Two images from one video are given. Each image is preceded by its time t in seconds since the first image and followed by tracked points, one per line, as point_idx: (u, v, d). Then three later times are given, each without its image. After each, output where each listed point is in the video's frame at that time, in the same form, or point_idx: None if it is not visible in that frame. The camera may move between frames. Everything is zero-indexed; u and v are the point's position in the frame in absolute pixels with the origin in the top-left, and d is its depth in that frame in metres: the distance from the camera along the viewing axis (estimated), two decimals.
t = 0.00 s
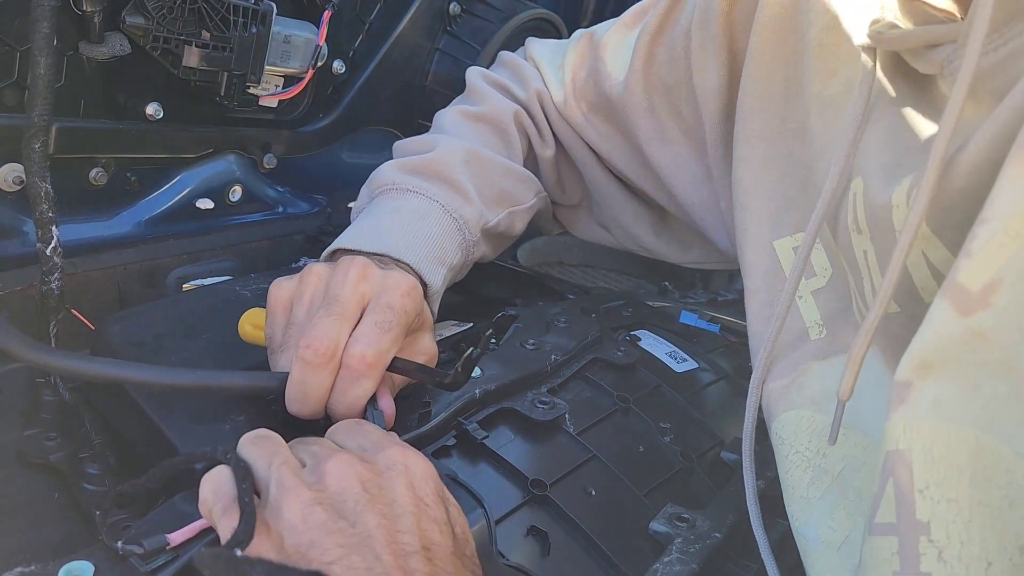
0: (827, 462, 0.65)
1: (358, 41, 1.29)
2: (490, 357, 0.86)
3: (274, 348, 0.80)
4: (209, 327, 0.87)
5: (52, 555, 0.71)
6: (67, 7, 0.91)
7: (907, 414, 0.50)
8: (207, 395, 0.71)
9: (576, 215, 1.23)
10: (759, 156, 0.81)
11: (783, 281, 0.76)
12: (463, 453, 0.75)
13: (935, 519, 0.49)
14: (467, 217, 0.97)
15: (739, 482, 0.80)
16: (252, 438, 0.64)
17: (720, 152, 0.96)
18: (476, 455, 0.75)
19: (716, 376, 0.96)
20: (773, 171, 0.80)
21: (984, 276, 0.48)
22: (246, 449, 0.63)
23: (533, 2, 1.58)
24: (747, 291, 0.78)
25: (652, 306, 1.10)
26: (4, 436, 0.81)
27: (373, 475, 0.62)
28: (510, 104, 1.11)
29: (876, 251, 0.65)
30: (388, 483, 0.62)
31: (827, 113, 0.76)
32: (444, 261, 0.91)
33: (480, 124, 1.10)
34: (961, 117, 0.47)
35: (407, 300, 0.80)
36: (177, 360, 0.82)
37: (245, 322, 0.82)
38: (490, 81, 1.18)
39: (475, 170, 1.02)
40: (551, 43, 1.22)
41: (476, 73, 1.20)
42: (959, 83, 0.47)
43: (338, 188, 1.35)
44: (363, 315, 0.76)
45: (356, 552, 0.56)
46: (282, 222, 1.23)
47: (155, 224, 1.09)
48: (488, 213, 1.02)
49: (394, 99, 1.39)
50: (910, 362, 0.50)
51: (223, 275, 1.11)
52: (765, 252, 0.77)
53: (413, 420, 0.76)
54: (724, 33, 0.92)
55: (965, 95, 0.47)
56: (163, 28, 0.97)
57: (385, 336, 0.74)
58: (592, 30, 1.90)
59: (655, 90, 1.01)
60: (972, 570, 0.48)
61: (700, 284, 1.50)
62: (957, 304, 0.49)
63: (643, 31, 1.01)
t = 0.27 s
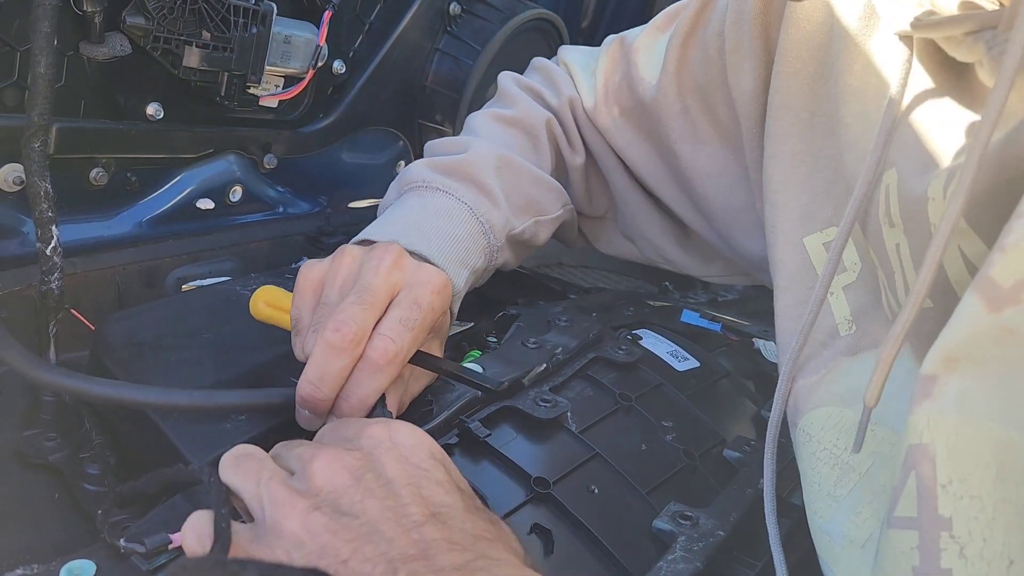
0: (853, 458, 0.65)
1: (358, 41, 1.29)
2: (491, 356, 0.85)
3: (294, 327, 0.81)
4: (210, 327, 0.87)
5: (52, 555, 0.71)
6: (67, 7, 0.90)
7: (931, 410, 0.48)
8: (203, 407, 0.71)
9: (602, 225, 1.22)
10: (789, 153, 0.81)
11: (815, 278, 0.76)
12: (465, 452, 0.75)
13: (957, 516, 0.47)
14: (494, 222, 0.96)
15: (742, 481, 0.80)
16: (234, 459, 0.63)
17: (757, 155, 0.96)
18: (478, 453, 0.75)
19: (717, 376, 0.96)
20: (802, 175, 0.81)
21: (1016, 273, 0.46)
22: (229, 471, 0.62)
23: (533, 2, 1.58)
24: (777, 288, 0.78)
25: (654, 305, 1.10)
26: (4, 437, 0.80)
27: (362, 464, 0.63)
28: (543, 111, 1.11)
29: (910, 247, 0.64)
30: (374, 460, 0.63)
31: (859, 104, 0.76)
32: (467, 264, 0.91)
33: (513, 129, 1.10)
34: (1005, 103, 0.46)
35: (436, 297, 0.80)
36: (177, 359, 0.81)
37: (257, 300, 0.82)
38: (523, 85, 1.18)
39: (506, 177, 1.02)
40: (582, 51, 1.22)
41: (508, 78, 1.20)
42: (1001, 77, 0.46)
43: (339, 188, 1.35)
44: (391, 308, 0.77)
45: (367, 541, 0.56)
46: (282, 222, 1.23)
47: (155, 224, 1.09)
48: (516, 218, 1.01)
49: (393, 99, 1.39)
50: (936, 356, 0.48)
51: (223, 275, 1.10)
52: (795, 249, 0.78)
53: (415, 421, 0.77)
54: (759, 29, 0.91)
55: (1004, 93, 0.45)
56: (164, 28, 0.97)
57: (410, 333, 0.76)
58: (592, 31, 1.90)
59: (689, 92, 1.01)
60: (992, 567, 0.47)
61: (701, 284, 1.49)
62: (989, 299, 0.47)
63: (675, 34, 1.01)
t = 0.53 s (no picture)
0: (869, 468, 0.64)
1: (359, 42, 1.29)
2: (492, 357, 0.85)
3: (307, 313, 0.81)
4: (209, 328, 0.87)
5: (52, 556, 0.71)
6: (68, 7, 0.90)
7: (941, 416, 0.50)
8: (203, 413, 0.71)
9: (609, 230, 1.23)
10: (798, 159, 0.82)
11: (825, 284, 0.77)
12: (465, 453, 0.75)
13: (964, 522, 0.47)
14: (505, 224, 0.96)
15: (743, 483, 0.79)
16: (232, 480, 0.62)
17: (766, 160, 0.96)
18: (478, 455, 0.75)
19: (718, 376, 0.95)
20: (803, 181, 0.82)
21: None
22: (229, 493, 0.62)
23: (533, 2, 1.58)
24: (787, 294, 0.79)
25: (654, 306, 1.10)
26: (3, 438, 0.80)
27: (354, 471, 0.61)
28: (554, 115, 1.11)
29: (924, 257, 0.64)
30: (364, 465, 0.61)
31: (866, 108, 0.74)
32: (476, 266, 0.91)
33: (522, 131, 1.10)
34: None
35: (454, 301, 0.81)
36: (177, 360, 0.81)
37: (264, 283, 0.83)
38: (534, 86, 1.18)
39: (518, 179, 1.02)
40: (594, 50, 1.21)
41: (519, 77, 1.19)
42: None
43: (341, 188, 1.36)
44: (408, 309, 0.77)
45: (368, 557, 0.55)
46: (283, 223, 1.23)
47: (155, 224, 1.09)
48: (525, 222, 1.01)
49: (394, 99, 1.39)
50: (946, 364, 0.49)
51: (222, 275, 1.10)
52: (808, 255, 0.79)
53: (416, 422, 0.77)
54: (770, 37, 0.91)
55: None
56: (164, 29, 0.97)
57: (425, 334, 0.76)
58: (592, 31, 1.90)
59: (698, 96, 1.01)
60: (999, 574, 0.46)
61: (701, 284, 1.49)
62: (1000, 309, 0.47)
63: (684, 38, 1.00)
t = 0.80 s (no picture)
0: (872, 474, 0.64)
1: (359, 42, 1.29)
2: (491, 356, 0.85)
3: (288, 326, 0.80)
4: (209, 328, 0.87)
5: (52, 556, 0.71)
6: (68, 7, 0.90)
7: (937, 419, 0.49)
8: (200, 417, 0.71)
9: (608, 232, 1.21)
10: (794, 165, 0.83)
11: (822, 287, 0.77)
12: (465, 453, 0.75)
13: (961, 525, 0.47)
14: (499, 217, 0.96)
15: (743, 483, 0.79)
16: (235, 471, 0.60)
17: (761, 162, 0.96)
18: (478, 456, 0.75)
19: (717, 376, 0.96)
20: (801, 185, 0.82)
21: (1021, 288, 0.46)
22: (231, 482, 0.60)
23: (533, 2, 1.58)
24: (786, 301, 0.79)
25: (655, 306, 1.10)
26: (4, 438, 0.80)
27: (373, 454, 0.61)
28: (552, 113, 1.11)
29: (922, 261, 0.64)
30: (384, 448, 0.61)
31: (863, 112, 0.74)
32: (472, 259, 0.91)
33: (520, 130, 1.10)
34: None
35: (422, 295, 0.78)
36: (177, 360, 0.81)
37: (258, 298, 0.83)
38: (533, 89, 1.18)
39: (511, 174, 1.02)
40: (594, 55, 1.22)
41: (518, 81, 1.20)
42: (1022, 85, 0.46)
43: (339, 188, 1.36)
44: (373, 305, 0.75)
45: (386, 532, 0.55)
46: (282, 223, 1.24)
47: (155, 224, 1.09)
48: (523, 216, 1.01)
49: (394, 99, 1.39)
50: (943, 367, 0.49)
51: (223, 275, 1.08)
52: (804, 260, 0.79)
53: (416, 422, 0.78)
54: (763, 44, 0.93)
55: None
56: (164, 29, 0.97)
57: (392, 328, 0.73)
58: (592, 31, 1.90)
59: (693, 101, 1.01)
60: None
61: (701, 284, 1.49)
62: (995, 314, 0.47)
63: (678, 42, 1.02)
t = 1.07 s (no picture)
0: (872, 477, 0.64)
1: (359, 42, 1.29)
2: (491, 356, 0.85)
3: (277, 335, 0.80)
4: (209, 328, 0.87)
5: (53, 555, 0.71)
6: (67, 7, 0.90)
7: (935, 419, 0.49)
8: (202, 418, 0.69)
9: (605, 238, 1.21)
10: (793, 166, 0.83)
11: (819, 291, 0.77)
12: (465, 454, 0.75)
13: (960, 526, 0.47)
14: (496, 216, 0.97)
15: (743, 483, 0.79)
16: (234, 474, 0.60)
17: (758, 166, 0.96)
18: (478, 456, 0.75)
19: (717, 376, 0.95)
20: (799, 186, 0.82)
21: (1019, 289, 0.46)
22: (231, 484, 0.59)
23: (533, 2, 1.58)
24: (785, 304, 0.80)
25: (655, 306, 1.10)
26: (4, 438, 0.80)
27: (372, 459, 0.61)
28: (548, 116, 1.12)
29: (921, 264, 0.64)
30: (383, 454, 0.61)
31: (861, 114, 0.75)
32: (469, 258, 0.91)
33: (517, 132, 1.10)
34: None
35: (404, 296, 0.76)
36: (177, 359, 0.81)
37: (253, 306, 0.82)
38: (530, 96, 1.19)
39: (507, 174, 1.02)
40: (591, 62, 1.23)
41: (516, 88, 1.21)
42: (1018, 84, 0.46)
43: (339, 188, 1.36)
44: (352, 309, 0.73)
45: (387, 538, 0.54)
46: (282, 223, 1.24)
47: (155, 224, 1.09)
48: (521, 215, 1.01)
49: (394, 99, 1.39)
50: (940, 367, 0.49)
51: (222, 275, 1.08)
52: (804, 263, 0.79)
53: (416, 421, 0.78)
54: (759, 48, 0.92)
55: (1022, 106, 0.45)
56: (164, 29, 0.97)
57: (372, 330, 0.71)
58: (592, 31, 1.90)
59: (688, 106, 1.01)
60: None
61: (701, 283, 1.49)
62: (991, 313, 0.47)
63: (674, 47, 1.02)
